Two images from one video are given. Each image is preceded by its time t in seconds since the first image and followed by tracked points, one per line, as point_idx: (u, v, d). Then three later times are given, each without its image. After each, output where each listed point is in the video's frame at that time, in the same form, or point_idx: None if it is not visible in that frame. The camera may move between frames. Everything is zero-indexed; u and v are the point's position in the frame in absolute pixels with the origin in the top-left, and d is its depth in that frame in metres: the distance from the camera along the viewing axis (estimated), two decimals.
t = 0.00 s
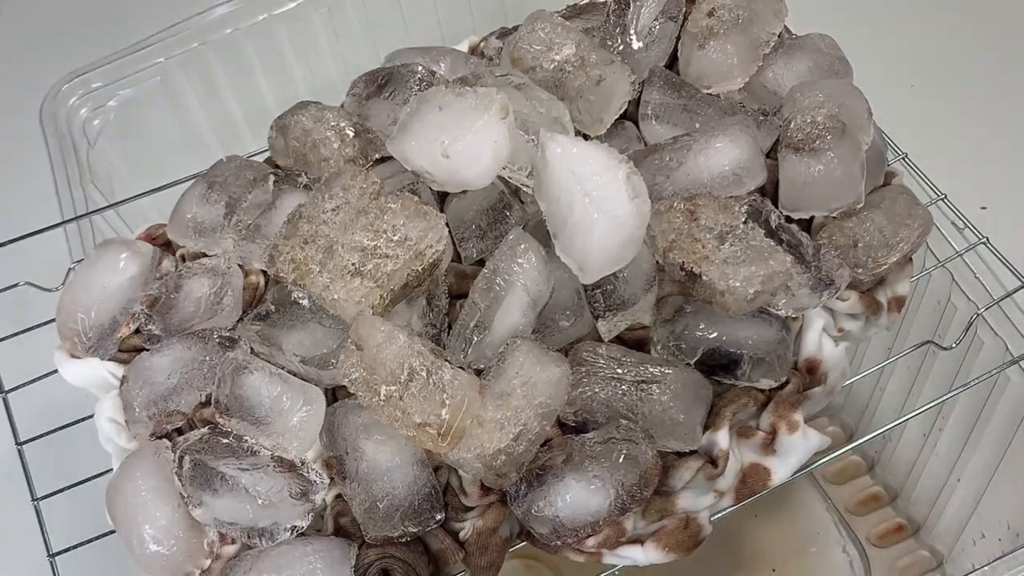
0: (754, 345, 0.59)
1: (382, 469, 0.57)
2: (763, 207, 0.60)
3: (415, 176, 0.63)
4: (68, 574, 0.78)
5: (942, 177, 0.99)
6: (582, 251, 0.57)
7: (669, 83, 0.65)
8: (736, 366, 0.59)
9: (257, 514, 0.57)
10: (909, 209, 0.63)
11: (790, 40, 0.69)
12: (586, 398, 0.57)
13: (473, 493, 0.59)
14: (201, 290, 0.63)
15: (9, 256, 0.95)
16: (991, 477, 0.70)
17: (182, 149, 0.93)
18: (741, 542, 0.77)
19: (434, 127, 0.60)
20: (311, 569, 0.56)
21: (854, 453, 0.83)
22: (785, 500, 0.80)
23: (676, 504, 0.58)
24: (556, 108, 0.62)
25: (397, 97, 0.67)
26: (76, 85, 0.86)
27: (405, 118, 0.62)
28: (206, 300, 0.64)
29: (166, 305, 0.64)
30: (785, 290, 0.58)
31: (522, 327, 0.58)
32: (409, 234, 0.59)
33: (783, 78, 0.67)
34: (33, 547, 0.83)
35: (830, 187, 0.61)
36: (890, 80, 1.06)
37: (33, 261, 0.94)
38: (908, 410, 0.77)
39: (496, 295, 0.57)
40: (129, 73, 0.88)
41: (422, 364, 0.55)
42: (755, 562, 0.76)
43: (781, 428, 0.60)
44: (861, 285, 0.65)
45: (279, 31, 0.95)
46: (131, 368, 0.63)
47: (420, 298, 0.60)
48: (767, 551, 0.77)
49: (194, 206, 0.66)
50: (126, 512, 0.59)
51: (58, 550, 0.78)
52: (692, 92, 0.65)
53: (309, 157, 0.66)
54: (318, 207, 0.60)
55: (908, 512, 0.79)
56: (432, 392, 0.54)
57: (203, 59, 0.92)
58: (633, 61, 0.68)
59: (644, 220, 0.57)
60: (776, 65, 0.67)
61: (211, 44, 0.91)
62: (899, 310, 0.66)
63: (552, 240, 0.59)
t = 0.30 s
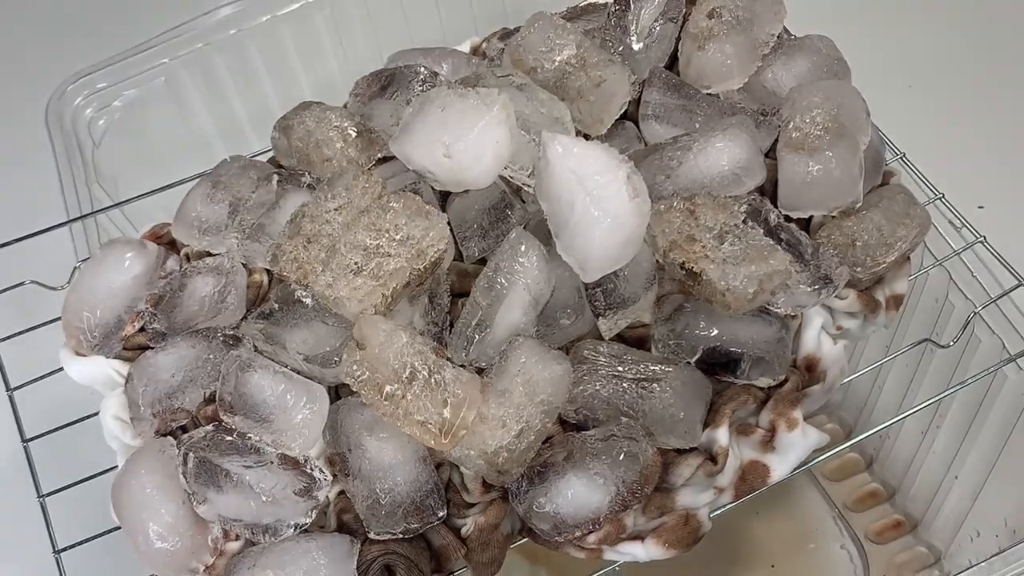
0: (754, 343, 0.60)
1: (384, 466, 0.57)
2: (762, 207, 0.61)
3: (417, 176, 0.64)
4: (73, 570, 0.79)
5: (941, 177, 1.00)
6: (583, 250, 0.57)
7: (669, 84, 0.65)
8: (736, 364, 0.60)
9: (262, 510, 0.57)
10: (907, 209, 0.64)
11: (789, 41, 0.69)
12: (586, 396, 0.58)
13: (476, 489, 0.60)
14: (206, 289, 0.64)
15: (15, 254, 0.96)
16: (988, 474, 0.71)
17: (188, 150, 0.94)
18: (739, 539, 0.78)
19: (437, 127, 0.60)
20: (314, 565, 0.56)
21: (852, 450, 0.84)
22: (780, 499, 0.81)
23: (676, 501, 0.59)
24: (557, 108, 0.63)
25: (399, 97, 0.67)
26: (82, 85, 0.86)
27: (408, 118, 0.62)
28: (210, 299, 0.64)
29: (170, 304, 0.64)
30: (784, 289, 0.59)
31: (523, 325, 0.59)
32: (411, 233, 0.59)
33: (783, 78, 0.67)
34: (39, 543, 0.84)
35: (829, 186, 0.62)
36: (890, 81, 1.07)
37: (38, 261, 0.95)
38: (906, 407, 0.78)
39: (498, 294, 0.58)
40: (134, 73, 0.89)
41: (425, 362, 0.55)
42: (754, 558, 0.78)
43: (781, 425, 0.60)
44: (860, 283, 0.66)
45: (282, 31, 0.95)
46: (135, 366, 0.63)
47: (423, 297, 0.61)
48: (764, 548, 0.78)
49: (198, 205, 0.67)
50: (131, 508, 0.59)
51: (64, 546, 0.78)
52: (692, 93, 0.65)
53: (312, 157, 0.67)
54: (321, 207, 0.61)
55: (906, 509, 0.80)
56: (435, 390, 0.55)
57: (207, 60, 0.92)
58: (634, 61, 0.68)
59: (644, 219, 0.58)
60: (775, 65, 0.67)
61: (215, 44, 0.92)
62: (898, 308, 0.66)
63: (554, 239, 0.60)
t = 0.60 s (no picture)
0: (753, 341, 0.60)
1: (388, 461, 0.58)
2: (760, 206, 0.62)
3: (420, 175, 0.65)
4: (80, 564, 0.80)
5: (939, 177, 1.01)
6: (584, 248, 0.58)
7: (669, 85, 0.66)
8: (734, 360, 0.61)
9: (267, 506, 0.58)
10: (904, 208, 0.65)
11: (788, 42, 0.70)
12: (587, 393, 0.59)
13: (478, 484, 0.61)
14: (212, 287, 0.65)
15: (23, 252, 0.97)
16: (984, 470, 0.71)
17: (193, 151, 0.95)
18: (739, 533, 0.79)
19: (439, 127, 0.61)
20: (319, 560, 0.57)
21: (850, 446, 0.84)
22: (782, 494, 0.82)
23: (676, 496, 0.60)
24: (558, 109, 0.63)
25: (402, 97, 0.68)
26: (89, 86, 0.88)
27: (412, 118, 0.63)
28: (216, 297, 0.65)
29: (176, 302, 0.65)
30: (782, 287, 0.60)
31: (525, 323, 0.59)
32: (415, 232, 0.60)
33: (782, 78, 0.68)
34: (47, 538, 0.85)
35: (827, 186, 0.62)
36: (888, 80, 1.08)
37: (45, 259, 0.96)
38: (903, 404, 0.79)
39: (500, 292, 0.59)
40: (141, 74, 0.90)
41: (428, 360, 0.56)
42: (754, 552, 0.78)
43: (780, 421, 0.61)
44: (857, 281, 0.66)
45: (285, 32, 0.95)
46: (142, 363, 0.64)
47: (425, 294, 0.62)
48: (764, 542, 0.79)
49: (203, 204, 0.68)
50: (138, 504, 0.60)
51: (71, 541, 0.79)
52: (691, 93, 0.66)
53: (317, 156, 0.67)
54: (326, 207, 0.62)
55: (902, 504, 0.81)
56: (438, 387, 0.55)
57: (212, 61, 0.93)
58: (634, 62, 0.69)
59: (643, 218, 0.59)
60: (774, 65, 0.68)
61: (221, 45, 0.93)
62: (894, 305, 0.67)
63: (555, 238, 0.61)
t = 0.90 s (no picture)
0: (751, 337, 0.61)
1: (392, 456, 0.59)
2: (758, 205, 0.63)
3: (423, 175, 0.66)
4: (88, 557, 0.81)
5: (934, 175, 1.02)
6: (584, 246, 0.59)
7: (668, 86, 0.67)
8: (733, 357, 0.62)
9: (272, 500, 0.59)
10: (900, 207, 0.66)
11: (786, 44, 0.71)
12: (588, 389, 0.60)
13: (480, 479, 0.62)
14: (218, 285, 0.66)
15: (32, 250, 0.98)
16: (979, 465, 0.72)
17: (200, 150, 0.96)
18: (737, 527, 0.80)
19: (442, 127, 0.62)
20: (323, 553, 0.58)
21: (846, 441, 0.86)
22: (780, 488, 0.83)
23: (675, 491, 0.61)
24: (560, 109, 0.65)
25: (407, 98, 0.69)
26: (97, 86, 0.88)
27: (415, 119, 0.64)
28: (222, 295, 0.66)
29: (183, 299, 0.67)
30: (780, 285, 0.61)
31: (526, 320, 0.60)
32: (418, 230, 0.61)
33: (780, 79, 0.69)
34: (56, 532, 0.86)
35: (824, 185, 0.63)
36: (884, 80, 1.09)
37: (53, 258, 0.97)
38: (899, 400, 0.80)
39: (502, 289, 0.60)
40: (151, 74, 0.91)
41: (431, 356, 0.57)
42: (752, 546, 0.79)
43: (777, 417, 0.63)
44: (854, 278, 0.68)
45: (290, 34, 0.96)
46: (150, 359, 0.66)
47: (429, 292, 0.63)
48: (762, 536, 0.80)
49: (209, 202, 0.69)
50: (146, 497, 0.61)
51: (80, 534, 0.80)
52: (691, 93, 0.68)
53: (322, 156, 0.69)
54: (331, 205, 0.63)
55: (898, 498, 0.82)
56: (441, 382, 0.56)
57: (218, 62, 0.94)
58: (634, 63, 0.70)
59: (643, 217, 0.60)
60: (772, 66, 0.69)
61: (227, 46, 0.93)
62: (891, 303, 0.68)
63: (557, 237, 0.62)
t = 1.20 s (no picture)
0: (749, 333, 0.63)
1: (397, 449, 0.60)
2: (756, 203, 0.65)
3: (426, 174, 0.67)
4: (98, 549, 0.82)
5: (930, 174, 1.03)
6: (585, 244, 0.60)
7: (667, 87, 0.69)
8: (730, 352, 0.63)
9: (279, 493, 0.61)
10: (894, 206, 0.67)
11: (783, 46, 0.72)
12: (589, 384, 0.61)
13: (483, 472, 0.63)
14: (226, 282, 0.67)
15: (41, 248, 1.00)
16: (972, 459, 0.74)
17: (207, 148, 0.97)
18: (736, 520, 0.81)
19: (446, 127, 0.63)
20: (329, 546, 0.60)
21: (842, 436, 0.87)
22: (777, 482, 0.84)
23: (674, 484, 0.62)
24: (561, 110, 0.66)
25: (411, 99, 0.71)
26: (107, 86, 0.90)
27: (419, 120, 0.66)
28: (230, 292, 0.68)
29: (192, 296, 0.68)
30: (777, 282, 0.62)
31: (528, 317, 0.62)
32: (422, 228, 0.62)
33: (776, 81, 0.70)
34: (68, 525, 0.88)
35: (821, 184, 0.65)
36: (880, 80, 1.10)
37: (62, 256, 0.98)
38: (894, 395, 0.81)
39: (504, 286, 0.61)
40: (160, 74, 0.92)
41: (435, 353, 0.58)
42: (750, 538, 0.80)
43: (775, 412, 0.64)
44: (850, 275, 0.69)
45: (297, 36, 0.98)
46: (159, 355, 0.67)
47: (432, 289, 0.64)
48: (760, 529, 0.81)
49: (216, 201, 0.70)
50: (155, 491, 0.63)
51: (90, 527, 0.82)
52: (690, 95, 0.69)
53: (327, 156, 0.70)
54: (338, 204, 0.64)
55: (893, 492, 0.84)
56: (445, 377, 0.58)
57: (225, 65, 0.95)
58: (633, 65, 0.71)
59: (642, 216, 0.61)
60: (769, 68, 0.70)
61: (234, 48, 0.95)
62: (886, 300, 0.70)
63: (558, 235, 0.63)
